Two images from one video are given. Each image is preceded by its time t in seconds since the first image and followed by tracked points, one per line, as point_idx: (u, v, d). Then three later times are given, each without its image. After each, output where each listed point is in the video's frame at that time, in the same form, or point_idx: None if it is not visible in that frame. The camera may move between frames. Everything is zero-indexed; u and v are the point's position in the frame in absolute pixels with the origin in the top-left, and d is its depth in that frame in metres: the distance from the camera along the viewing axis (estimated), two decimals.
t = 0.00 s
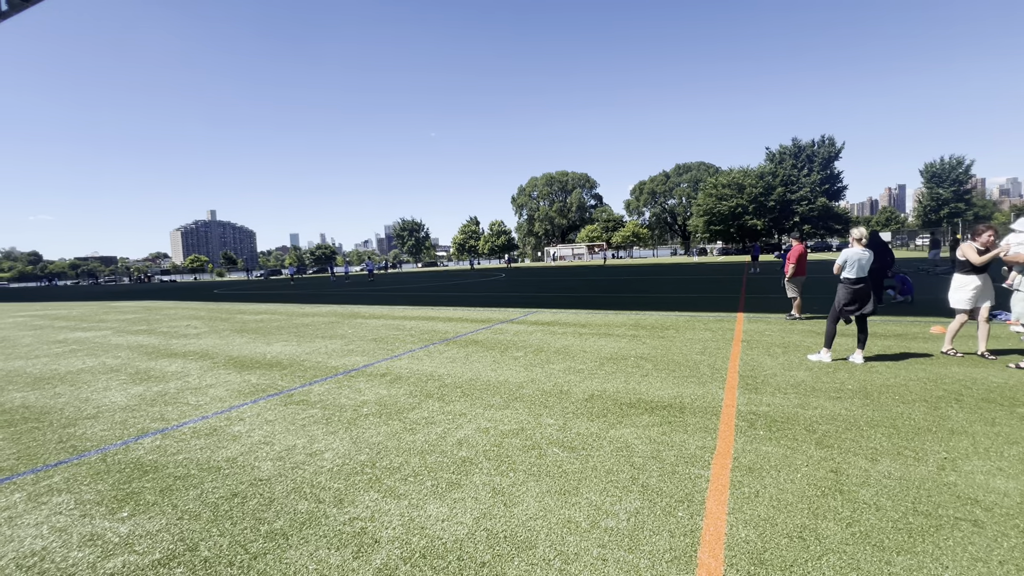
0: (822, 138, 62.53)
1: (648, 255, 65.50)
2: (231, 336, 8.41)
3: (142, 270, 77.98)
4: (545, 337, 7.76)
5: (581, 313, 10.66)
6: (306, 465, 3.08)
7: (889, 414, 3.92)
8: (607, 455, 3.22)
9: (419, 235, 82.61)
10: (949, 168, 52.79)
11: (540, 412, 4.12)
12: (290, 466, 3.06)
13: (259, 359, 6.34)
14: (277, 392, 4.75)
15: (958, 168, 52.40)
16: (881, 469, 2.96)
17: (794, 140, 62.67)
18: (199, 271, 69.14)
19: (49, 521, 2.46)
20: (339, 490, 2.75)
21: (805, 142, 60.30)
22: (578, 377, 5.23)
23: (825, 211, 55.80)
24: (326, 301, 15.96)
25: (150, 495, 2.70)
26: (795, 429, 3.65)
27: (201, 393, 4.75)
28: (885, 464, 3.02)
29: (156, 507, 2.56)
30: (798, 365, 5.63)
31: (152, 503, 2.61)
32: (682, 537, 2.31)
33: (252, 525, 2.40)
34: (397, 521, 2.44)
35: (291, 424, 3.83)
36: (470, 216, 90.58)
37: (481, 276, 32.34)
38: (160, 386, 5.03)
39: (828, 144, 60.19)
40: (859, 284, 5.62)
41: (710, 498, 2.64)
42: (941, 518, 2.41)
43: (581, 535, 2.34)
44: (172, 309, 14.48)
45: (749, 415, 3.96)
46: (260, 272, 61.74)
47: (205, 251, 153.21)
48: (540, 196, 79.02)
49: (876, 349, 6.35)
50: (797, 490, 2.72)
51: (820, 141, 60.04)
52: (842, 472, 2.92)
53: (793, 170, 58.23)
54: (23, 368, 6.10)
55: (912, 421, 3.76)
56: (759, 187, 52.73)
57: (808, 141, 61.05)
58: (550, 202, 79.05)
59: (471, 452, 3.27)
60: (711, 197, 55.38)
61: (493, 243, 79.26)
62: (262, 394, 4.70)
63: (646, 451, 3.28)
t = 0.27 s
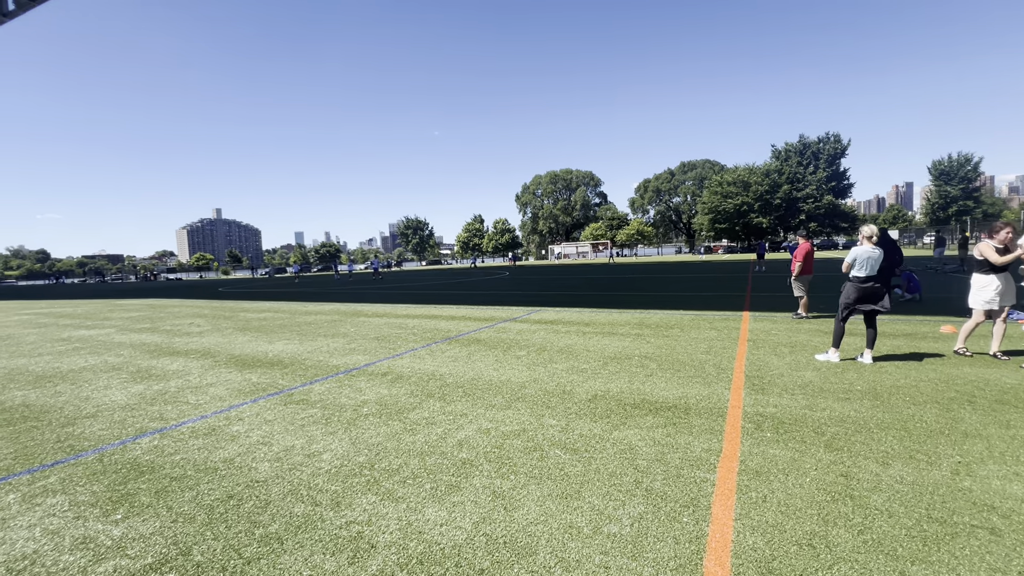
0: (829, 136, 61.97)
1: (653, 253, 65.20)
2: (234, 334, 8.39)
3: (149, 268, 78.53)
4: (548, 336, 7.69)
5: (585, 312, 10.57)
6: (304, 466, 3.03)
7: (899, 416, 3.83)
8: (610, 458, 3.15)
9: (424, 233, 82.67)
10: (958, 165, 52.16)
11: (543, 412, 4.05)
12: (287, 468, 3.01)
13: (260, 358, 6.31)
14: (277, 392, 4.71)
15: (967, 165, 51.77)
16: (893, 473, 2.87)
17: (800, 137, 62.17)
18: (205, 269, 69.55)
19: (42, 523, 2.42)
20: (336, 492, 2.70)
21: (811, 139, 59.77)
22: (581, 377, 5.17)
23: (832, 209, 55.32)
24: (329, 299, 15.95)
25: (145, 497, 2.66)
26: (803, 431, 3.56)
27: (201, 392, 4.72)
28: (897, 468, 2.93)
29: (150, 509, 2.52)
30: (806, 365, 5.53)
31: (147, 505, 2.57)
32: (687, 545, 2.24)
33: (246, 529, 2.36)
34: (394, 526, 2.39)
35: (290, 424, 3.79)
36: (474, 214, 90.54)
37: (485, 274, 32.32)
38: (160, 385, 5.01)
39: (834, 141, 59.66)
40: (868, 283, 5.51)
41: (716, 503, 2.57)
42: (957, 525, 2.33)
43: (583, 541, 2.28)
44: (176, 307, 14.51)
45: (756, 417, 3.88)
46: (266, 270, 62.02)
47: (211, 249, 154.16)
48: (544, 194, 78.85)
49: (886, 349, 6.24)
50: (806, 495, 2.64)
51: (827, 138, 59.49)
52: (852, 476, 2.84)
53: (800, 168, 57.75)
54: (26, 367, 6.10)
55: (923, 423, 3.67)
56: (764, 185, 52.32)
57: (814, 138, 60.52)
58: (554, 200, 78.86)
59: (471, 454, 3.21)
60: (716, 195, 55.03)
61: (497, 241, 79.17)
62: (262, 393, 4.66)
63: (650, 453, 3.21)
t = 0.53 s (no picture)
0: (832, 134, 61.73)
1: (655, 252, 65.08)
2: (234, 334, 8.38)
3: (152, 267, 78.74)
4: (549, 336, 7.66)
5: (586, 311, 10.54)
6: (302, 468, 3.01)
7: (904, 418, 3.78)
8: (611, 460, 3.12)
9: (425, 233, 82.62)
10: (961, 163, 51.89)
11: (543, 414, 4.02)
12: (285, 470, 2.99)
13: (261, 358, 6.30)
14: (277, 393, 4.70)
15: (971, 164, 51.52)
16: (898, 477, 2.83)
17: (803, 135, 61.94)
18: (207, 269, 69.70)
19: (38, 526, 2.40)
20: (334, 495, 2.68)
21: (814, 138, 59.56)
22: (582, 378, 5.14)
23: (835, 208, 55.12)
24: (330, 299, 15.95)
25: (142, 499, 2.64)
26: (806, 433, 3.52)
27: (201, 393, 4.70)
28: (901, 471, 2.89)
29: (147, 513, 2.51)
30: (809, 365, 5.49)
31: (144, 508, 2.55)
32: (689, 550, 2.21)
33: (243, 533, 2.34)
34: (392, 530, 2.37)
35: (289, 426, 3.77)
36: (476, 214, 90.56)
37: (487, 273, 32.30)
38: (160, 386, 5.00)
39: (837, 139, 59.44)
40: (871, 283, 5.46)
41: (718, 507, 2.54)
42: (963, 530, 2.29)
43: (583, 546, 2.25)
44: (178, 307, 14.52)
45: (758, 418, 3.84)
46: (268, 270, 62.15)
47: (213, 248, 154.56)
48: (545, 193, 78.77)
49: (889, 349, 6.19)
50: (809, 499, 2.60)
51: (829, 137, 59.30)
52: (856, 480, 2.80)
53: (802, 166, 57.54)
54: (26, 367, 6.10)
55: (928, 425, 3.62)
56: (767, 183, 52.14)
57: (817, 137, 60.30)
58: (556, 199, 78.75)
59: (471, 456, 3.19)
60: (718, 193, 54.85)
61: (499, 240, 79.12)
62: (262, 394, 4.65)
63: (651, 456, 3.18)
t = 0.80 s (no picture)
0: (831, 134, 61.72)
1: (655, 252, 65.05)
2: (234, 335, 8.36)
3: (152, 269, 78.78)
4: (550, 336, 7.64)
5: (587, 311, 10.52)
6: (303, 470, 2.99)
7: (908, 418, 3.76)
8: (613, 462, 3.10)
9: (426, 233, 82.62)
10: (961, 163, 51.86)
11: (545, 414, 4.00)
12: (286, 472, 2.97)
13: (261, 359, 6.28)
14: (277, 394, 4.68)
15: (970, 163, 51.50)
16: (903, 478, 2.81)
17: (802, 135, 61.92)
18: (207, 270, 69.72)
19: (37, 530, 2.38)
20: (335, 497, 2.66)
21: (813, 138, 59.57)
22: (583, 378, 5.12)
23: (835, 208, 55.08)
24: (331, 300, 15.92)
25: (142, 502, 2.63)
26: (810, 434, 3.50)
27: (200, 395, 4.68)
28: (907, 472, 2.87)
29: (147, 515, 2.49)
30: (811, 365, 5.46)
31: (143, 510, 2.53)
32: (693, 552, 2.18)
33: (243, 536, 2.31)
34: (394, 532, 2.35)
35: (289, 427, 3.75)
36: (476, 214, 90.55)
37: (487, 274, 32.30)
38: (159, 387, 4.98)
39: (836, 138, 59.41)
40: (873, 282, 5.44)
41: (722, 508, 2.52)
42: (970, 532, 2.27)
43: (586, 548, 2.23)
44: (178, 308, 14.50)
45: (761, 419, 3.82)
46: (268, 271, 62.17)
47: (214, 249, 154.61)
48: (545, 193, 78.74)
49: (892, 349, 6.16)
50: (814, 501, 2.58)
51: (829, 136, 59.29)
52: (861, 481, 2.78)
53: (802, 166, 57.52)
54: (26, 368, 6.09)
55: (933, 425, 3.60)
56: (767, 183, 52.12)
57: (817, 136, 60.28)
58: (556, 200, 78.75)
59: (472, 458, 3.17)
60: (718, 193, 54.79)
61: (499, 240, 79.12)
62: (262, 395, 4.63)
63: (654, 457, 3.16)
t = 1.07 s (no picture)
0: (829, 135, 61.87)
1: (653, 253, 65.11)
2: (234, 337, 8.34)
3: (151, 270, 78.59)
4: (551, 338, 7.62)
5: (587, 313, 10.52)
6: (306, 474, 2.97)
7: (912, 419, 3.75)
8: (618, 464, 3.08)
9: (425, 235, 82.55)
10: (958, 163, 52.02)
11: (548, 417, 3.98)
12: (289, 476, 2.95)
13: (261, 362, 6.25)
14: (278, 396, 4.65)
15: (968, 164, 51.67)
16: (909, 480, 2.80)
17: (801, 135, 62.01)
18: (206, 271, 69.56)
19: (38, 535, 2.36)
20: (339, 501, 2.64)
21: (811, 139, 59.74)
22: (586, 380, 5.11)
23: (833, 208, 55.19)
24: (330, 301, 15.89)
25: (144, 507, 2.60)
26: (814, 435, 3.49)
27: (201, 398, 4.66)
28: (912, 474, 2.86)
29: (149, 520, 2.46)
30: (814, 366, 5.45)
31: (146, 515, 2.51)
32: (701, 555, 2.17)
33: (247, 540, 2.29)
34: (399, 536, 2.33)
35: (291, 430, 3.73)
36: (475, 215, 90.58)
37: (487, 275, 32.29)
38: (160, 390, 4.96)
39: (835, 139, 59.52)
40: (875, 283, 5.44)
41: (729, 511, 2.50)
42: (978, 534, 2.26)
43: (593, 552, 2.22)
44: (177, 310, 14.45)
45: (765, 421, 3.81)
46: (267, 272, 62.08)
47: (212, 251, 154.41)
48: (544, 194, 78.77)
49: (893, 350, 6.16)
50: (820, 503, 2.57)
51: (827, 137, 59.46)
52: (867, 483, 2.77)
53: (801, 166, 57.65)
54: (25, 371, 6.06)
55: (937, 426, 3.59)
56: (765, 184, 52.22)
57: (814, 137, 60.44)
58: (555, 201, 78.81)
59: (476, 460, 3.15)
60: (717, 194, 54.87)
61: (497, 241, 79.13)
62: (264, 398, 4.61)
63: (659, 459, 3.15)
